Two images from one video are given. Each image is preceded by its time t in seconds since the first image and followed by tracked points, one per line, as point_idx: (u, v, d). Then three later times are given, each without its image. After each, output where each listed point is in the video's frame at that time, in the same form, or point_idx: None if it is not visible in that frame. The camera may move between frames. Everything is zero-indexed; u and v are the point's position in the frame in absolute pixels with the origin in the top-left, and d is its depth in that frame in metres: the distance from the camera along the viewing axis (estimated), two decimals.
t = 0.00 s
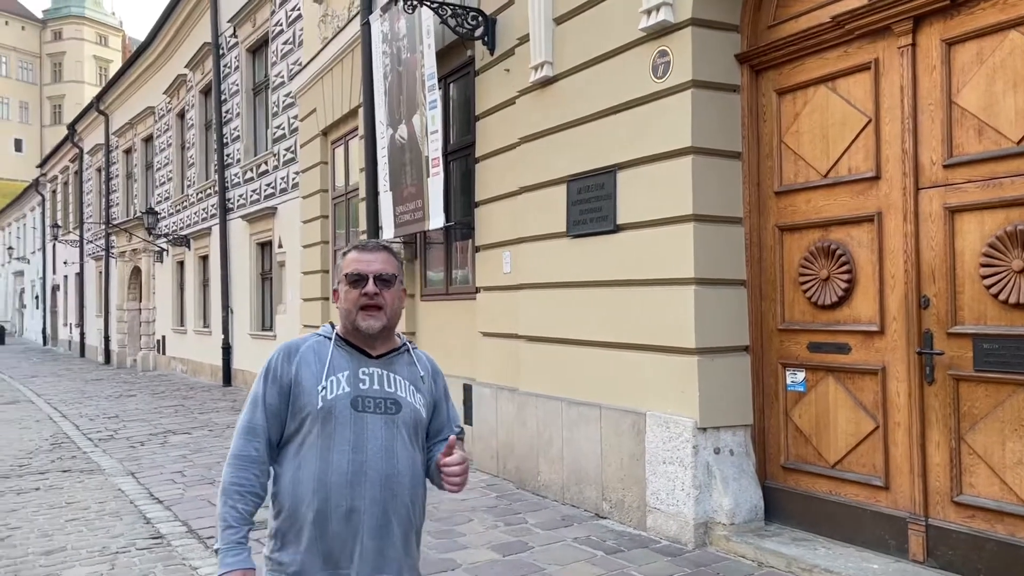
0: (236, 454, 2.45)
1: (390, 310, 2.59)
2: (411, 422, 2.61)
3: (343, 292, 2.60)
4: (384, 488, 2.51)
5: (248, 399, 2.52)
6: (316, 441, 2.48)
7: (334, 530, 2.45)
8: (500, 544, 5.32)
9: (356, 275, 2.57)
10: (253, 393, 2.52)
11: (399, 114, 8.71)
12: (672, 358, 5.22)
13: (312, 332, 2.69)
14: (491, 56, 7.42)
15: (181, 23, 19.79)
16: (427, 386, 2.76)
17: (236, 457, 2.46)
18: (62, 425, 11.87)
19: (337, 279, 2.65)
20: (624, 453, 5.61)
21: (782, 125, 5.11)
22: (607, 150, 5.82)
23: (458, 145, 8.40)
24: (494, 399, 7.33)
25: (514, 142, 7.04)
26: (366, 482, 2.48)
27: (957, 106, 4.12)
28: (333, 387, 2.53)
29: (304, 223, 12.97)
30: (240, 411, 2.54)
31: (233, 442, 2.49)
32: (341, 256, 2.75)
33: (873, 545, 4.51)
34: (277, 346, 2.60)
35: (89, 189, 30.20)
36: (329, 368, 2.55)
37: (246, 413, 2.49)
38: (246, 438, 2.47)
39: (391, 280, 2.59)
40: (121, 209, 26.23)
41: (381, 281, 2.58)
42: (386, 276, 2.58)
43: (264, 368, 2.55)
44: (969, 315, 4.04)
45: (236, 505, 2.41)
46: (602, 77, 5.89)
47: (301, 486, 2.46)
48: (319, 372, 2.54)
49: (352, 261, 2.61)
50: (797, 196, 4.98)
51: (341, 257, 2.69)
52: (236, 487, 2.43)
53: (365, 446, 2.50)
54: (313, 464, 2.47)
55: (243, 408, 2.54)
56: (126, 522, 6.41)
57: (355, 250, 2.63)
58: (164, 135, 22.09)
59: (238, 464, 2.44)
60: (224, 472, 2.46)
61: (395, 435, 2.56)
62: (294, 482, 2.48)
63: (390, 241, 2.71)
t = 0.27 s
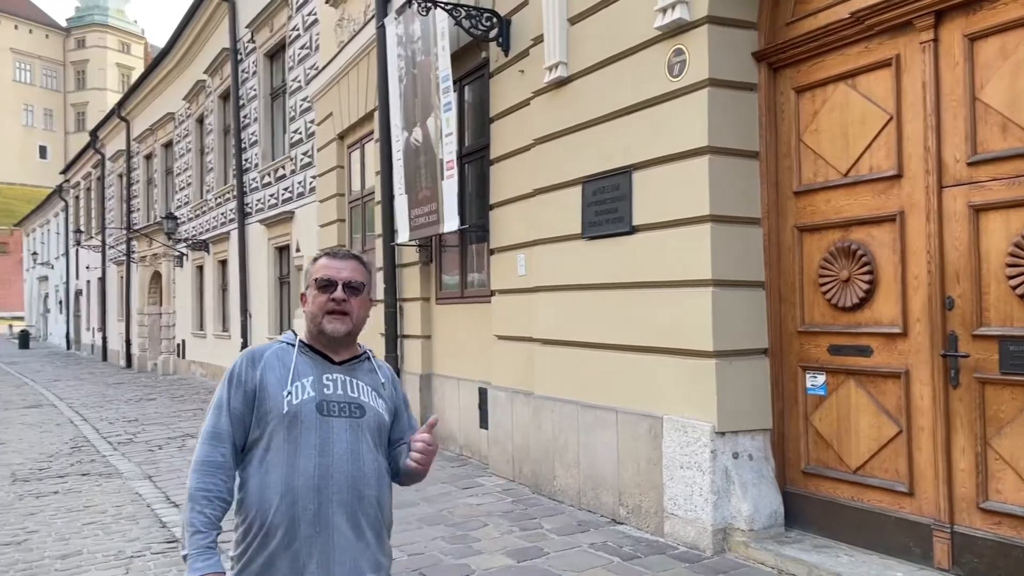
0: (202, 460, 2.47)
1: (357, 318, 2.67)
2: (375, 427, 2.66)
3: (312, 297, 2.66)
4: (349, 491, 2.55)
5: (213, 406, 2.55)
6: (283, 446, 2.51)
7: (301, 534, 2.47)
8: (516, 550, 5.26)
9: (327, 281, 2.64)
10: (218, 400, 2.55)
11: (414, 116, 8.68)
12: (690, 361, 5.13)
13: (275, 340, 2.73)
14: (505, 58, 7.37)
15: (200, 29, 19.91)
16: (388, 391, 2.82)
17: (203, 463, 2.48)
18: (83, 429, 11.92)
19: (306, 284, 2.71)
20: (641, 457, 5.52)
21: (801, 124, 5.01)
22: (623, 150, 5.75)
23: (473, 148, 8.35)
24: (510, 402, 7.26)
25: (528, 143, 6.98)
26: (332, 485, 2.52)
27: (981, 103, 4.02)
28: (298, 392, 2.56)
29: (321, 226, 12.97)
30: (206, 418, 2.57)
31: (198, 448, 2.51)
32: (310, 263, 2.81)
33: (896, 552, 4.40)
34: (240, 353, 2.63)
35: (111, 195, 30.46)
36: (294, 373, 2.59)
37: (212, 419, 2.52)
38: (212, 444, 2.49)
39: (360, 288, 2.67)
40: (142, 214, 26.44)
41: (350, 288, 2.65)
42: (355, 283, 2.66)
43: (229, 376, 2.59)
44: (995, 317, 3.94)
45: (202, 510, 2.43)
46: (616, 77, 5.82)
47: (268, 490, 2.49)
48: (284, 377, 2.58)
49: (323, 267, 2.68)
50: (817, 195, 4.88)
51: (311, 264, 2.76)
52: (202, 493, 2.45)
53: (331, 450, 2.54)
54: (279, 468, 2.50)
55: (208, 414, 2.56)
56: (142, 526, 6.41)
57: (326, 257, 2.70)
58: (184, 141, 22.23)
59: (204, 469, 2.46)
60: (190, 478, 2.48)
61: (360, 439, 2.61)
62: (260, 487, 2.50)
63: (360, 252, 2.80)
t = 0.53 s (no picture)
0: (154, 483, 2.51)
1: (299, 322, 2.72)
2: (325, 435, 2.75)
3: (252, 305, 2.71)
4: (301, 502, 2.65)
5: (161, 425, 2.57)
6: (234, 463, 2.58)
7: (256, 548, 2.57)
8: (527, 558, 5.17)
9: (267, 288, 2.69)
10: (166, 420, 2.57)
11: (425, 119, 8.62)
12: (703, 366, 5.03)
13: (217, 350, 2.76)
14: (516, 60, 7.29)
15: (215, 35, 20.00)
16: (337, 392, 2.89)
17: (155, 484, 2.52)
18: (98, 434, 11.94)
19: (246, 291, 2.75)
20: (655, 464, 5.42)
21: (817, 123, 4.90)
22: (634, 152, 5.66)
23: (485, 151, 8.28)
24: (522, 408, 7.18)
25: (540, 146, 6.90)
26: (285, 499, 2.62)
27: (1002, 100, 3.90)
28: (247, 408, 2.62)
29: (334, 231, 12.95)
30: (154, 436, 2.60)
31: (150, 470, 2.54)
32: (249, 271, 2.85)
33: (918, 562, 4.28)
34: (185, 369, 2.65)
35: (128, 201, 30.66)
36: (242, 389, 2.64)
37: (161, 439, 2.55)
38: (162, 465, 2.53)
39: (300, 292, 2.73)
40: (158, 219, 26.59)
41: (291, 293, 2.71)
42: (296, 288, 2.71)
43: (175, 394, 2.61)
44: (1019, 320, 3.82)
45: (165, 531, 2.46)
46: (627, 78, 5.73)
47: (221, 507, 2.57)
48: (231, 394, 2.63)
49: (261, 274, 2.72)
50: (833, 196, 4.77)
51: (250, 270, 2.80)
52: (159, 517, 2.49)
53: (283, 464, 2.62)
54: (232, 485, 2.57)
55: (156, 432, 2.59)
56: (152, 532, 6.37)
57: (265, 263, 2.74)
58: (199, 146, 22.32)
59: (159, 492, 2.50)
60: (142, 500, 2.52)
61: (310, 449, 2.70)
62: (214, 503, 2.58)
63: (298, 255, 2.84)
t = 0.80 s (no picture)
0: (131, 499, 2.59)
1: (263, 325, 2.82)
2: (302, 434, 2.86)
3: (215, 312, 2.79)
4: (284, 503, 2.75)
5: (134, 441, 2.66)
6: (213, 470, 2.68)
7: (243, 552, 2.66)
8: (538, 568, 5.07)
9: (227, 294, 2.77)
10: (138, 436, 2.66)
11: (434, 122, 8.54)
12: (717, 371, 4.92)
13: (184, 359, 2.86)
14: (525, 60, 7.20)
15: (225, 40, 20.00)
16: (311, 388, 3.01)
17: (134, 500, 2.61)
18: (107, 441, 11.90)
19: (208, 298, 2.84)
20: (668, 472, 5.31)
21: (834, 121, 4.78)
22: (645, 153, 5.56)
23: (495, 153, 8.19)
24: (532, 414, 7.08)
25: (550, 148, 6.80)
26: (268, 501, 2.72)
27: None
28: (221, 415, 2.72)
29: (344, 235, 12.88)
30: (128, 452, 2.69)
31: (126, 487, 2.62)
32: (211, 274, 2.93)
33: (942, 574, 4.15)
34: (154, 382, 2.74)
35: (140, 207, 30.73)
36: (214, 397, 2.74)
37: (136, 455, 2.64)
38: (140, 480, 2.61)
39: (262, 295, 2.81)
40: (169, 225, 26.64)
41: (253, 297, 2.79)
42: (257, 292, 2.80)
43: (146, 409, 2.70)
44: None
45: (138, 551, 2.56)
46: (638, 78, 5.63)
47: (204, 515, 2.66)
48: (203, 402, 2.73)
49: (221, 280, 2.80)
50: (851, 196, 4.64)
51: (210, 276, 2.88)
52: (138, 533, 2.57)
53: (262, 467, 2.73)
54: (212, 493, 2.67)
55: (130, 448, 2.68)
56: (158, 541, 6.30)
57: (224, 269, 2.82)
58: (210, 151, 22.33)
59: (135, 509, 2.58)
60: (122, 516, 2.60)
61: (289, 450, 2.80)
62: (196, 512, 2.67)
63: (257, 257, 2.92)
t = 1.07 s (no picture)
0: (134, 505, 2.56)
1: (260, 327, 2.72)
2: (306, 439, 2.74)
3: (209, 320, 2.70)
4: (286, 511, 2.65)
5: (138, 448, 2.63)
6: (213, 477, 2.60)
7: (243, 561, 2.58)
8: None
9: (218, 300, 2.68)
10: (142, 442, 2.62)
11: (443, 124, 8.44)
12: (735, 375, 4.79)
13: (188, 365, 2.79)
14: (536, 60, 7.09)
15: (233, 45, 20.00)
16: (317, 391, 2.88)
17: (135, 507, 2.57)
18: (115, 447, 11.84)
19: (200, 307, 2.75)
20: (685, 479, 5.17)
21: (854, 118, 4.64)
22: (660, 153, 5.43)
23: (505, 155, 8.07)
24: (544, 419, 6.95)
25: (561, 148, 6.68)
26: (269, 508, 2.62)
27: None
28: (221, 421, 2.64)
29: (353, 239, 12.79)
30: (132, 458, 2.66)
31: (129, 493, 2.59)
32: (201, 284, 2.84)
33: None
34: (158, 390, 2.69)
35: (149, 212, 30.78)
36: (214, 402, 2.66)
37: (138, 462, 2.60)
38: (141, 487, 2.57)
39: (254, 297, 2.72)
40: (178, 231, 26.65)
41: (245, 300, 2.70)
42: (249, 294, 2.70)
43: (149, 415, 2.66)
44: None
45: (137, 557, 2.52)
46: (652, 75, 5.51)
47: (204, 523, 2.59)
48: (203, 408, 2.65)
49: (211, 287, 2.71)
50: (873, 195, 4.51)
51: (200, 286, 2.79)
52: (139, 538, 2.54)
53: (262, 474, 2.63)
54: (213, 501, 2.59)
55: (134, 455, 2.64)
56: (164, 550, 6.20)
57: (213, 276, 2.73)
58: (219, 156, 22.33)
59: (136, 515, 2.55)
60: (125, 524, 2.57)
61: (291, 455, 2.69)
62: (197, 520, 2.60)
63: (246, 260, 2.83)
